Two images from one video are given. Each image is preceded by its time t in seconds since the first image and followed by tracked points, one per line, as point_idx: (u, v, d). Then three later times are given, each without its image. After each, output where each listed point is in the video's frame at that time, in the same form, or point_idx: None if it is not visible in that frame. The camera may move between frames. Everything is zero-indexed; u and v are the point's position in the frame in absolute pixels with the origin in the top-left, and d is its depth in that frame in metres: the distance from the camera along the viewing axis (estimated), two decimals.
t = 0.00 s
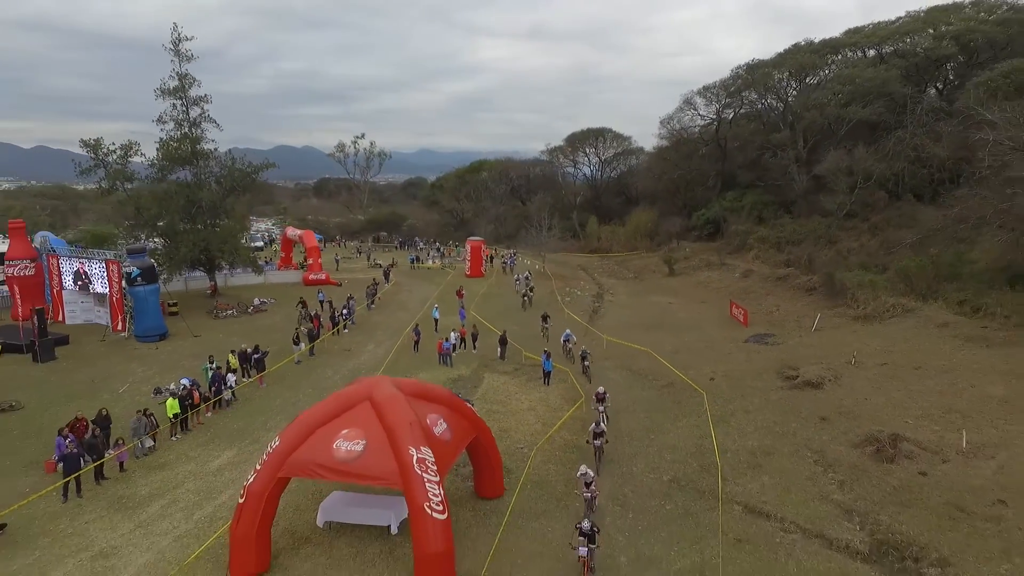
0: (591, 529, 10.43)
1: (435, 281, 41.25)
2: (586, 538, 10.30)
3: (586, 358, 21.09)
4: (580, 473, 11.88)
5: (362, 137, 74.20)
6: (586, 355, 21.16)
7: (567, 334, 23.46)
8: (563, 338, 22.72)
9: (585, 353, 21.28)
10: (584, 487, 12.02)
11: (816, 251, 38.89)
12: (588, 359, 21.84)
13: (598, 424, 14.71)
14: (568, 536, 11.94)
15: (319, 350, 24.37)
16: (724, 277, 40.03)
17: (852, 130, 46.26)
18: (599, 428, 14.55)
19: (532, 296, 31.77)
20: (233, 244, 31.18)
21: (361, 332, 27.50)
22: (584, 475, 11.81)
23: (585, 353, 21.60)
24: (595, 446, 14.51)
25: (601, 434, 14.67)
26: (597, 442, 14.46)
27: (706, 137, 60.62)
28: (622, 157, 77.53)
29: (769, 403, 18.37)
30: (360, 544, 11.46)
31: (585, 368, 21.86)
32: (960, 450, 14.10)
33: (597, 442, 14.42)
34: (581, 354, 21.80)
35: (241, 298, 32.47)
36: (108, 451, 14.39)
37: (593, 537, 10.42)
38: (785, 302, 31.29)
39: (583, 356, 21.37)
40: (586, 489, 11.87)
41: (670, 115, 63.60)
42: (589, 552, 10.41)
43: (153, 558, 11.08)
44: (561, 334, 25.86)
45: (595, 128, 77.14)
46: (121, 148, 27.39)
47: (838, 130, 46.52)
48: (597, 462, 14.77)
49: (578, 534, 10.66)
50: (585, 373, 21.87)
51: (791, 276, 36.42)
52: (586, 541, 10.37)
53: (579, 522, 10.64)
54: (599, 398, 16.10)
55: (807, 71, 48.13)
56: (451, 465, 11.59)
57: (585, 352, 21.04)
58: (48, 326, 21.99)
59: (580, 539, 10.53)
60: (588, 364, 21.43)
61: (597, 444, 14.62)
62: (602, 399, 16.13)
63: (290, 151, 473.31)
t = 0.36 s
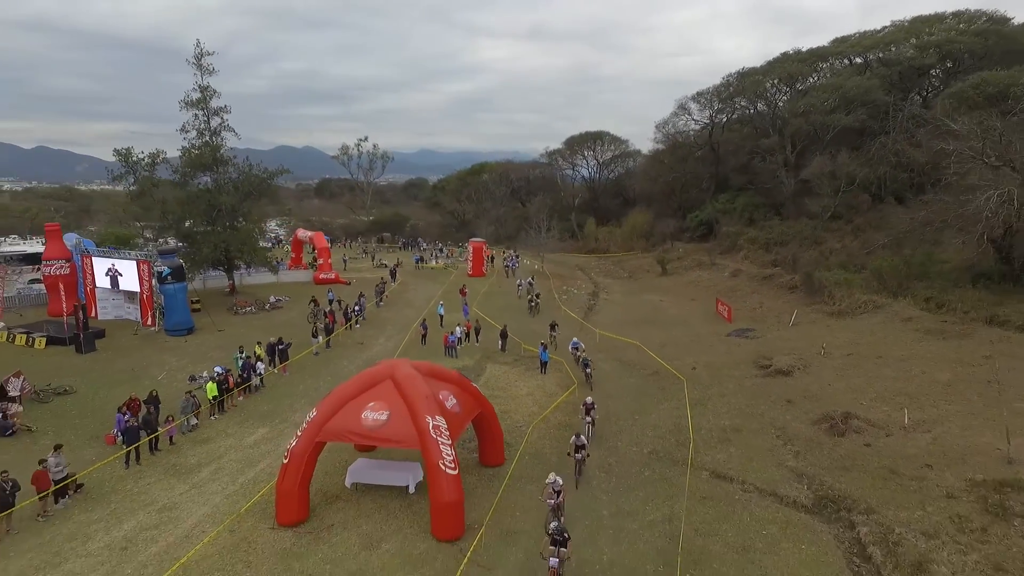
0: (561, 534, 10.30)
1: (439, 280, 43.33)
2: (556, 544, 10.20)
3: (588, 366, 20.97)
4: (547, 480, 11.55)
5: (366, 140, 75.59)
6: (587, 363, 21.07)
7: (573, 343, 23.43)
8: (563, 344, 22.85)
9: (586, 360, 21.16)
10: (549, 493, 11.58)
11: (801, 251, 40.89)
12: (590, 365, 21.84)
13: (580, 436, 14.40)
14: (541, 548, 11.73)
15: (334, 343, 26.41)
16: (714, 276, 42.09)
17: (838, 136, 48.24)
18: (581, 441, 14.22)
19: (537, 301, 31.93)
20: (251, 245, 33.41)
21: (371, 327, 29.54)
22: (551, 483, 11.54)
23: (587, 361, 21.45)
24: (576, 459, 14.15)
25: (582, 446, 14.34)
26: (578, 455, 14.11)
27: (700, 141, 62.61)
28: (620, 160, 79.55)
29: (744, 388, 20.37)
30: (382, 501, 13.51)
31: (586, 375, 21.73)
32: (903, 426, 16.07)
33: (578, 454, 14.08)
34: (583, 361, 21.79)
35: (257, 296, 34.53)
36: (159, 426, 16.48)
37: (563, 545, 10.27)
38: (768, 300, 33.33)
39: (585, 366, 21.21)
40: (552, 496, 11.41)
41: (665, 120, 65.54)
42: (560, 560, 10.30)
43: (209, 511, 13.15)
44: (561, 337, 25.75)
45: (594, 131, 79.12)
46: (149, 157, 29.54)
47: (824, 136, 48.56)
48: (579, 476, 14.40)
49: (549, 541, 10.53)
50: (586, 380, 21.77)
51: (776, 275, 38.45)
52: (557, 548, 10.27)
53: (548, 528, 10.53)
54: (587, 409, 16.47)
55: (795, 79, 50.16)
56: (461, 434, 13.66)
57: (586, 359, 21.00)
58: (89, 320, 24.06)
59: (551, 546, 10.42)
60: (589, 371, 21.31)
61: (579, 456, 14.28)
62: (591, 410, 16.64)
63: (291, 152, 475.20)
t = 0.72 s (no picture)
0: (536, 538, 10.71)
1: (443, 279, 45.42)
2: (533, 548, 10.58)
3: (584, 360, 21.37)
4: (513, 487, 12.12)
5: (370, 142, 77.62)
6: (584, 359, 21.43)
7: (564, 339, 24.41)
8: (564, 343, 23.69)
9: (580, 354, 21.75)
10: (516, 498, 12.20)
11: (788, 251, 42.95)
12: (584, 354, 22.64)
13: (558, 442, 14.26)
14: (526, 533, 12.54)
15: (347, 336, 28.49)
16: (705, 275, 44.19)
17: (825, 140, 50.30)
18: (561, 448, 14.03)
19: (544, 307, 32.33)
20: (267, 246, 35.64)
21: (381, 322, 31.64)
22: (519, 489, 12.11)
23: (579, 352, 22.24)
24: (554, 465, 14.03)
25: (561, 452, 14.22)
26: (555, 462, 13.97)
27: (695, 145, 64.72)
28: (617, 162, 81.68)
29: (724, 375, 22.41)
30: (399, 467, 15.57)
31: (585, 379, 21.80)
32: (859, 406, 18.09)
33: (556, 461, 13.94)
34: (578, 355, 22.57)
35: (272, 293, 36.61)
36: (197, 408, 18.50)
37: (539, 546, 10.72)
38: (754, 297, 35.41)
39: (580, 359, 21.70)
40: (519, 500, 12.05)
41: (661, 124, 67.57)
42: (537, 562, 10.72)
43: (251, 476, 15.25)
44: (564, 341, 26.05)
45: (592, 134, 81.24)
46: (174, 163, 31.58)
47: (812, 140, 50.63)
48: (557, 482, 14.24)
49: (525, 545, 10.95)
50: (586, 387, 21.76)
51: (763, 274, 40.53)
52: (534, 551, 10.68)
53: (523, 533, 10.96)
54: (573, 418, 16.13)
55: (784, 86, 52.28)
56: (468, 409, 15.73)
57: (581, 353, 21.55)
58: (123, 315, 26.11)
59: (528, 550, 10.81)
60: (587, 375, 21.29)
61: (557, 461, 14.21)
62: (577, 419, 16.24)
63: (291, 153, 477.09)
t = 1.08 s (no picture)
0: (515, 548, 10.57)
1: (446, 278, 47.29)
2: (512, 559, 10.41)
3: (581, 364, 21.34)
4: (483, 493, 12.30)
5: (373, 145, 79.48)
6: (580, 362, 21.37)
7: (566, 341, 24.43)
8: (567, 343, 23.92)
9: (578, 358, 21.76)
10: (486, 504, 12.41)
11: (776, 250, 44.85)
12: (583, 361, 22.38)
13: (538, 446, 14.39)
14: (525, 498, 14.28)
15: (358, 331, 30.35)
16: (698, 274, 46.08)
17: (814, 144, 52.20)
18: (541, 451, 14.34)
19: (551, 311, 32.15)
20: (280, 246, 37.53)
21: (388, 318, 33.52)
22: (487, 496, 12.32)
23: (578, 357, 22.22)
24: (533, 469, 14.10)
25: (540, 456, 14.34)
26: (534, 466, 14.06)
27: (690, 148, 66.61)
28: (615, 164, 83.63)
29: (708, 365, 24.31)
30: (412, 443, 17.44)
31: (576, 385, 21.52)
32: (828, 391, 19.96)
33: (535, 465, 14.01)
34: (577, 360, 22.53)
35: (284, 291, 38.48)
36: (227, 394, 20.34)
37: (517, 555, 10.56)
38: (742, 295, 37.31)
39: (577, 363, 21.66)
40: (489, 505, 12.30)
41: (657, 127, 69.44)
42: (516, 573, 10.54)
43: (281, 451, 17.14)
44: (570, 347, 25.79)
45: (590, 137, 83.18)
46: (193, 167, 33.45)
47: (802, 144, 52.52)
48: (535, 485, 14.44)
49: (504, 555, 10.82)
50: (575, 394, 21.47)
51: (752, 272, 42.42)
52: (512, 562, 10.49)
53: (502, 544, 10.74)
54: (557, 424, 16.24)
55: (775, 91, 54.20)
56: (473, 391, 17.58)
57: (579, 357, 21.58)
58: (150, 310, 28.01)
59: (506, 561, 10.64)
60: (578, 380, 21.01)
61: (536, 466, 14.29)
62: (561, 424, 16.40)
63: (292, 153, 478.75)
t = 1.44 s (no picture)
0: (488, 560, 10.63)
1: (449, 276, 49.30)
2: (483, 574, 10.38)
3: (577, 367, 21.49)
4: (454, 506, 11.94)
5: (376, 147, 81.27)
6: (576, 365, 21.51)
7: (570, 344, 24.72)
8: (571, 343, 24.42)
9: (576, 361, 21.93)
10: (456, 518, 12.04)
11: (766, 249, 46.85)
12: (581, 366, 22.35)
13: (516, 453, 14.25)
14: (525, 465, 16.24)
15: (369, 325, 32.37)
16: (691, 272, 48.10)
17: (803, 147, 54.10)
18: (518, 459, 14.01)
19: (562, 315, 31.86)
20: (294, 245, 39.60)
21: (397, 313, 35.50)
22: (458, 509, 11.91)
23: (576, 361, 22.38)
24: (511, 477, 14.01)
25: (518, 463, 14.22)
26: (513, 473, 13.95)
27: (685, 150, 68.36)
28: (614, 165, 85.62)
29: (695, 355, 26.29)
30: (425, 421, 19.44)
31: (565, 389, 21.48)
32: (801, 376, 21.94)
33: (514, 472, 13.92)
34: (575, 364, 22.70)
35: (296, 288, 40.50)
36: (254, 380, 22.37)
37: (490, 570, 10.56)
38: (731, 291, 39.35)
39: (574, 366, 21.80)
40: (460, 520, 11.93)
41: (653, 130, 71.36)
42: None
43: (307, 428, 19.16)
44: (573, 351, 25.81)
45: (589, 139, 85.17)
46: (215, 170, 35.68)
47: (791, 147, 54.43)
48: (511, 494, 14.15)
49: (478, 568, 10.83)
50: (563, 397, 21.42)
51: (742, 270, 44.42)
52: None
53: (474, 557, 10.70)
54: (541, 426, 16.11)
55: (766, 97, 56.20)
56: (478, 375, 19.53)
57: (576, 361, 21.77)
58: (175, 305, 30.04)
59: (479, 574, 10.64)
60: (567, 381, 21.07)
61: (514, 474, 14.09)
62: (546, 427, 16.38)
63: (292, 153, 480.41)
